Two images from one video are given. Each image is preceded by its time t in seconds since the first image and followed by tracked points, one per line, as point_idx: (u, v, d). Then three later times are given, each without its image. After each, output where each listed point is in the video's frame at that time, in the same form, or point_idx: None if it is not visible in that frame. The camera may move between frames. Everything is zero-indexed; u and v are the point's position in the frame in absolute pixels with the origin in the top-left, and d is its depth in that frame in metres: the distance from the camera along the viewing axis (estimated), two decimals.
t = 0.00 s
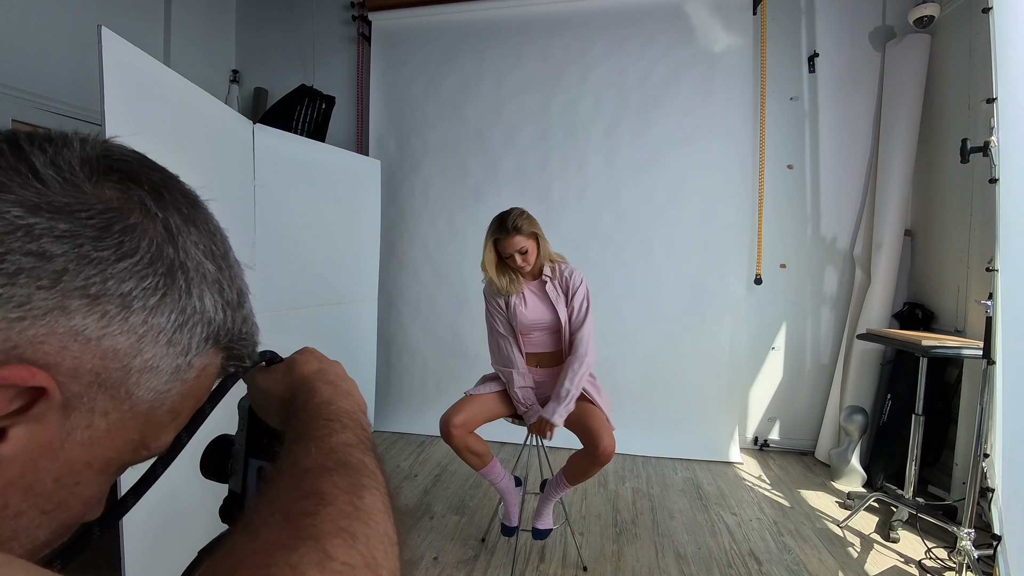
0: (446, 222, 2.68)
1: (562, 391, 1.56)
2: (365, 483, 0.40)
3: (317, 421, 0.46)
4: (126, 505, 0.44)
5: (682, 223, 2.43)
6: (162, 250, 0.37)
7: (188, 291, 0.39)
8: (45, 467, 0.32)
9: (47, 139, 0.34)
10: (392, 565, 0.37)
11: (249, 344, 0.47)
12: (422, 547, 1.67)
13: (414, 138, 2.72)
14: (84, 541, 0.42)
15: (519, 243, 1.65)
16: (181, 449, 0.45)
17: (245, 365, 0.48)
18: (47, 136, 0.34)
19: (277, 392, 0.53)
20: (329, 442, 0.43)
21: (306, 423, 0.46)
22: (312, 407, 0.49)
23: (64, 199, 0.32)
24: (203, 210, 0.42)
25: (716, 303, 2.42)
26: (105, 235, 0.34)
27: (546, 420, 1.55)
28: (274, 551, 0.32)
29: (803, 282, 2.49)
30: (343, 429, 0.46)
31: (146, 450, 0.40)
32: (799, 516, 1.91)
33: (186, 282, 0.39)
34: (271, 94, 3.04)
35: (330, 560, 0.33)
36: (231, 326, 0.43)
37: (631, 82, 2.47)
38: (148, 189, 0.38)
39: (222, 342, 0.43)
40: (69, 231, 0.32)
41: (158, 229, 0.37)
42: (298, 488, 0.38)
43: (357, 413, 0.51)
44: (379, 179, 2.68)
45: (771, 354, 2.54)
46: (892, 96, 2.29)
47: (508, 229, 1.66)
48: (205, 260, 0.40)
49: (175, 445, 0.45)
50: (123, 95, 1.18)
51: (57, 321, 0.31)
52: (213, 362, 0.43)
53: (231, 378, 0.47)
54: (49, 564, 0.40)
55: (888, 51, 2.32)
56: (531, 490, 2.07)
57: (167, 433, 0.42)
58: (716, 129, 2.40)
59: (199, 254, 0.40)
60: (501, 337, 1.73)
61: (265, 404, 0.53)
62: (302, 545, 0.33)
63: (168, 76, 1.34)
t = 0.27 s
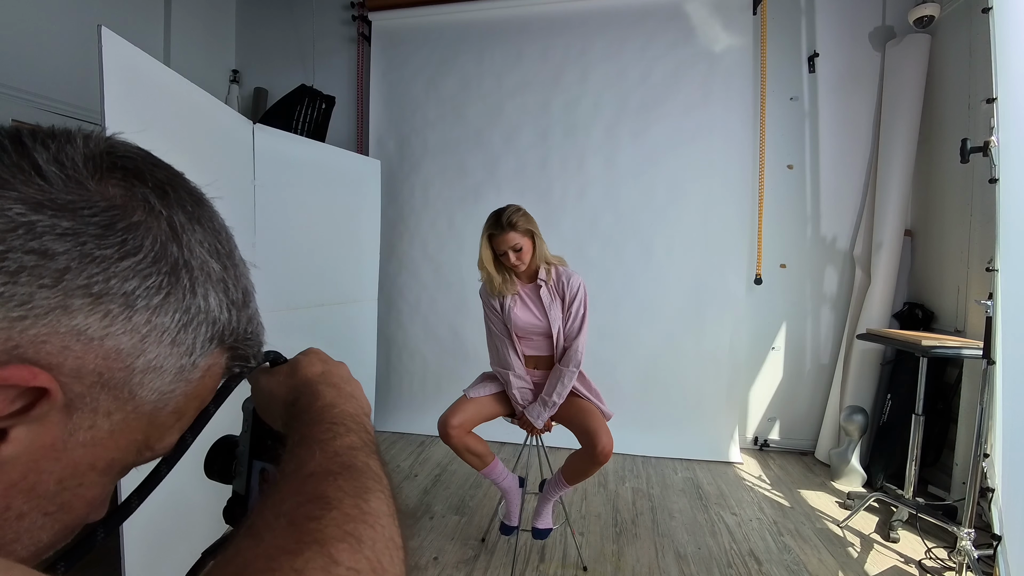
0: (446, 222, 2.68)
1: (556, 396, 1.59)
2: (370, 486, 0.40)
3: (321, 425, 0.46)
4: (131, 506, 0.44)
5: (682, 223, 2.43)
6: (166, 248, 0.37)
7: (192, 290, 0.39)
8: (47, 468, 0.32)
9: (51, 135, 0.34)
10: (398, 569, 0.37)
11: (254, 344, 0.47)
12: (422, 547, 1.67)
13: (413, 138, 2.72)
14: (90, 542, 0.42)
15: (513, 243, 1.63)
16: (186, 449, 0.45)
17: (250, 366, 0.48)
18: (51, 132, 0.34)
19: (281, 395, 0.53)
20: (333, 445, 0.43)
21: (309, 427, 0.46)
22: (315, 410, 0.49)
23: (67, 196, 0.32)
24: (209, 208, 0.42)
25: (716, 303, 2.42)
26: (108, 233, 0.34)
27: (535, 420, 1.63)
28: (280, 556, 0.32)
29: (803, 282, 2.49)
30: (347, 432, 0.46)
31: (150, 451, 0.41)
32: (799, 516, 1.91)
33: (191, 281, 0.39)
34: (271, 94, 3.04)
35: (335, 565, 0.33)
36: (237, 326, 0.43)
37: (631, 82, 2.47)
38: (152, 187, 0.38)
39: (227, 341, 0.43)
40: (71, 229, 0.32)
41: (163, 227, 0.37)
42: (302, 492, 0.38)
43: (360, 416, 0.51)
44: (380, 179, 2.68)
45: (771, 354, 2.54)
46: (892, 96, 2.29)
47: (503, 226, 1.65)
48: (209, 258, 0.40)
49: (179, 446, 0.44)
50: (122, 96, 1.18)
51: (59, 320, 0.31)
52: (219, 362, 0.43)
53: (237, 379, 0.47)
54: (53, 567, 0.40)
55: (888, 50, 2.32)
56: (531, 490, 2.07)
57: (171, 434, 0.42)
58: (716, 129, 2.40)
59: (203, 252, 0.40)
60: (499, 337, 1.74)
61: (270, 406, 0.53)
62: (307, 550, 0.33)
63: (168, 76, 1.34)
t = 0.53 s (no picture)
0: (446, 222, 2.68)
1: (551, 399, 1.60)
2: (365, 478, 0.41)
3: (317, 420, 0.46)
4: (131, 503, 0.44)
5: (682, 223, 2.43)
6: (164, 246, 0.37)
7: (190, 288, 0.38)
8: (44, 467, 0.32)
9: (47, 132, 0.34)
10: (393, 560, 0.38)
11: (253, 342, 0.47)
12: (422, 547, 1.67)
13: (413, 138, 2.72)
14: (89, 540, 0.42)
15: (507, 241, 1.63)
16: (184, 445, 0.45)
17: (248, 363, 0.47)
18: (47, 128, 0.34)
19: (278, 393, 0.53)
20: (330, 439, 0.43)
21: (305, 422, 0.46)
22: (311, 406, 0.48)
23: (64, 194, 0.32)
24: (208, 205, 0.42)
25: (716, 303, 2.42)
26: (105, 230, 0.34)
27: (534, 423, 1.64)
28: (274, 547, 0.33)
29: (803, 282, 2.49)
30: (344, 427, 0.46)
31: (149, 449, 0.41)
32: (799, 516, 1.91)
33: (189, 279, 0.38)
34: (271, 94, 3.04)
35: (330, 554, 0.33)
36: (235, 323, 0.43)
37: (631, 82, 2.47)
38: (150, 184, 0.37)
39: (225, 339, 0.43)
40: (68, 226, 0.31)
41: (161, 224, 0.37)
42: (299, 486, 0.38)
43: (357, 411, 0.50)
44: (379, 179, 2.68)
45: (771, 354, 2.54)
46: (892, 96, 2.29)
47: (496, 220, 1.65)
48: (208, 256, 0.40)
49: (178, 442, 0.44)
50: (122, 95, 1.18)
51: (55, 318, 0.30)
52: (217, 360, 0.43)
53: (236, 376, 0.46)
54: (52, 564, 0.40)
55: (888, 51, 2.32)
56: (531, 490, 2.07)
57: (170, 432, 0.42)
58: (717, 129, 2.40)
59: (202, 250, 0.40)
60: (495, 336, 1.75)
61: (268, 404, 0.53)
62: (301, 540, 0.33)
63: (167, 76, 1.34)
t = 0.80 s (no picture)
0: (446, 222, 2.68)
1: (552, 397, 1.59)
2: (354, 475, 0.41)
3: (308, 418, 0.46)
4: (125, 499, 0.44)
5: (682, 223, 2.43)
6: (154, 244, 0.37)
7: (180, 287, 0.38)
8: (33, 464, 0.32)
9: (35, 129, 0.33)
10: (381, 557, 0.38)
11: (246, 341, 0.46)
12: (421, 547, 1.67)
13: (413, 138, 2.72)
14: (81, 539, 0.42)
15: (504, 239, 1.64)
16: (178, 443, 0.44)
17: (241, 362, 0.47)
18: (35, 126, 0.34)
19: (270, 392, 0.53)
20: (319, 437, 0.43)
21: (296, 421, 0.46)
22: (302, 405, 0.49)
23: (52, 191, 0.32)
24: (199, 204, 0.42)
25: (716, 303, 2.42)
26: (94, 228, 0.33)
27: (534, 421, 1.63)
28: (258, 542, 0.33)
29: (804, 282, 2.49)
30: (335, 425, 0.46)
31: (141, 446, 0.40)
32: (799, 516, 1.91)
33: (180, 277, 0.38)
34: (271, 94, 3.04)
35: (313, 551, 0.33)
36: (227, 322, 0.43)
37: (631, 82, 2.47)
38: (140, 182, 0.37)
39: (218, 338, 0.42)
40: (57, 224, 0.31)
41: (150, 222, 0.37)
42: (286, 483, 0.38)
43: (350, 410, 0.50)
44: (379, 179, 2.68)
45: (771, 354, 2.54)
46: (892, 96, 2.29)
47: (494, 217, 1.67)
48: (199, 254, 0.40)
49: (171, 440, 0.44)
50: (122, 95, 1.18)
51: (44, 316, 0.30)
52: (210, 359, 0.42)
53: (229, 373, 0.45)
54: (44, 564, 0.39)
55: (888, 50, 2.32)
56: (531, 490, 2.07)
57: (163, 429, 0.41)
58: (717, 129, 2.40)
59: (193, 248, 0.39)
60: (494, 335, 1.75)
61: (262, 402, 0.52)
62: (285, 536, 0.33)
63: (167, 75, 1.34)
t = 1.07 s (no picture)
0: (446, 222, 2.68)
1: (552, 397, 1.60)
2: (341, 478, 0.41)
3: (298, 421, 0.46)
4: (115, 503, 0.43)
5: (682, 223, 2.43)
6: (141, 244, 0.37)
7: (169, 287, 0.38)
8: (19, 467, 0.31)
9: (20, 128, 0.33)
10: (366, 563, 0.38)
11: (236, 341, 0.46)
12: (421, 547, 1.67)
13: (413, 138, 2.72)
14: (69, 542, 0.40)
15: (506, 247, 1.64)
16: (169, 445, 0.44)
17: (232, 363, 0.46)
18: (20, 126, 0.33)
19: (263, 393, 0.53)
20: (308, 440, 0.43)
21: (285, 423, 0.46)
22: (292, 407, 0.48)
23: (37, 191, 0.32)
24: (188, 204, 0.42)
25: (716, 303, 2.42)
26: (80, 228, 0.33)
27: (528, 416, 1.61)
28: (241, 547, 0.33)
29: (804, 282, 2.49)
30: (324, 427, 0.46)
31: (130, 448, 0.40)
32: (799, 516, 1.91)
33: (168, 277, 0.38)
34: (271, 94, 3.04)
35: (296, 556, 0.33)
36: (216, 322, 0.43)
37: (631, 82, 2.47)
38: (127, 182, 0.37)
39: (207, 338, 0.42)
40: (42, 224, 0.31)
41: (138, 222, 0.37)
42: (273, 486, 0.38)
43: (340, 412, 0.50)
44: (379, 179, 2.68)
45: (772, 354, 2.54)
46: (892, 96, 2.29)
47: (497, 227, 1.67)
48: (188, 255, 0.40)
49: (162, 442, 0.44)
50: (122, 96, 1.18)
51: (28, 317, 0.30)
52: (200, 360, 0.43)
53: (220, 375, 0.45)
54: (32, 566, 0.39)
55: (888, 50, 2.32)
56: (531, 490, 2.07)
57: (152, 431, 0.41)
58: (717, 129, 2.40)
59: (181, 248, 0.39)
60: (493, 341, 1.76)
61: (253, 405, 0.53)
62: (268, 541, 0.33)
63: (167, 76, 1.34)
